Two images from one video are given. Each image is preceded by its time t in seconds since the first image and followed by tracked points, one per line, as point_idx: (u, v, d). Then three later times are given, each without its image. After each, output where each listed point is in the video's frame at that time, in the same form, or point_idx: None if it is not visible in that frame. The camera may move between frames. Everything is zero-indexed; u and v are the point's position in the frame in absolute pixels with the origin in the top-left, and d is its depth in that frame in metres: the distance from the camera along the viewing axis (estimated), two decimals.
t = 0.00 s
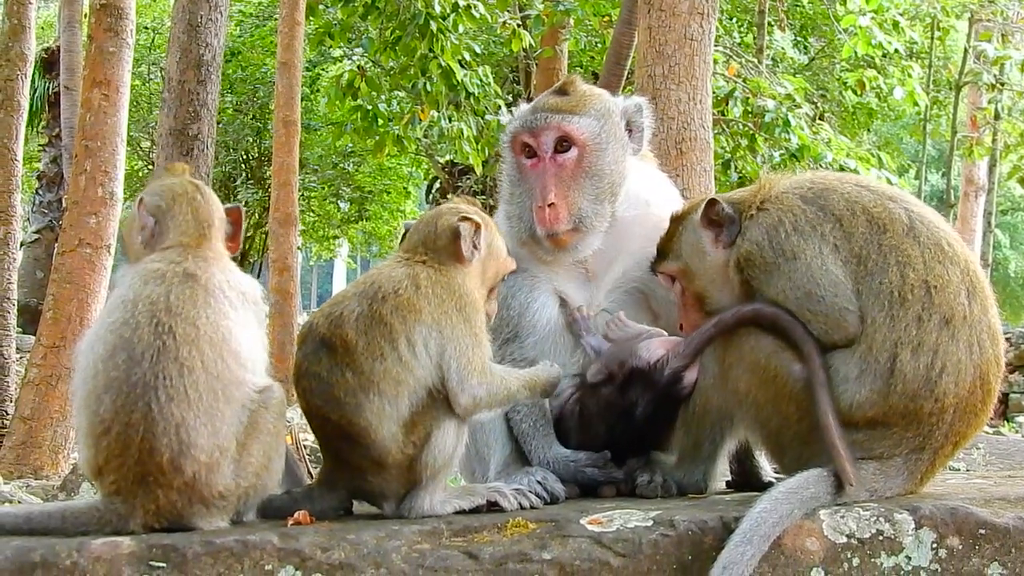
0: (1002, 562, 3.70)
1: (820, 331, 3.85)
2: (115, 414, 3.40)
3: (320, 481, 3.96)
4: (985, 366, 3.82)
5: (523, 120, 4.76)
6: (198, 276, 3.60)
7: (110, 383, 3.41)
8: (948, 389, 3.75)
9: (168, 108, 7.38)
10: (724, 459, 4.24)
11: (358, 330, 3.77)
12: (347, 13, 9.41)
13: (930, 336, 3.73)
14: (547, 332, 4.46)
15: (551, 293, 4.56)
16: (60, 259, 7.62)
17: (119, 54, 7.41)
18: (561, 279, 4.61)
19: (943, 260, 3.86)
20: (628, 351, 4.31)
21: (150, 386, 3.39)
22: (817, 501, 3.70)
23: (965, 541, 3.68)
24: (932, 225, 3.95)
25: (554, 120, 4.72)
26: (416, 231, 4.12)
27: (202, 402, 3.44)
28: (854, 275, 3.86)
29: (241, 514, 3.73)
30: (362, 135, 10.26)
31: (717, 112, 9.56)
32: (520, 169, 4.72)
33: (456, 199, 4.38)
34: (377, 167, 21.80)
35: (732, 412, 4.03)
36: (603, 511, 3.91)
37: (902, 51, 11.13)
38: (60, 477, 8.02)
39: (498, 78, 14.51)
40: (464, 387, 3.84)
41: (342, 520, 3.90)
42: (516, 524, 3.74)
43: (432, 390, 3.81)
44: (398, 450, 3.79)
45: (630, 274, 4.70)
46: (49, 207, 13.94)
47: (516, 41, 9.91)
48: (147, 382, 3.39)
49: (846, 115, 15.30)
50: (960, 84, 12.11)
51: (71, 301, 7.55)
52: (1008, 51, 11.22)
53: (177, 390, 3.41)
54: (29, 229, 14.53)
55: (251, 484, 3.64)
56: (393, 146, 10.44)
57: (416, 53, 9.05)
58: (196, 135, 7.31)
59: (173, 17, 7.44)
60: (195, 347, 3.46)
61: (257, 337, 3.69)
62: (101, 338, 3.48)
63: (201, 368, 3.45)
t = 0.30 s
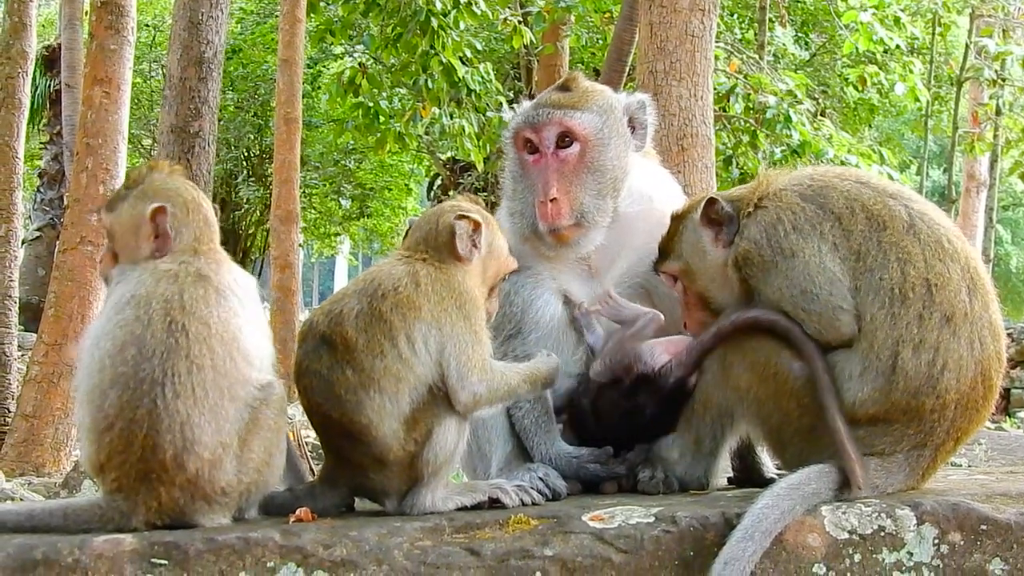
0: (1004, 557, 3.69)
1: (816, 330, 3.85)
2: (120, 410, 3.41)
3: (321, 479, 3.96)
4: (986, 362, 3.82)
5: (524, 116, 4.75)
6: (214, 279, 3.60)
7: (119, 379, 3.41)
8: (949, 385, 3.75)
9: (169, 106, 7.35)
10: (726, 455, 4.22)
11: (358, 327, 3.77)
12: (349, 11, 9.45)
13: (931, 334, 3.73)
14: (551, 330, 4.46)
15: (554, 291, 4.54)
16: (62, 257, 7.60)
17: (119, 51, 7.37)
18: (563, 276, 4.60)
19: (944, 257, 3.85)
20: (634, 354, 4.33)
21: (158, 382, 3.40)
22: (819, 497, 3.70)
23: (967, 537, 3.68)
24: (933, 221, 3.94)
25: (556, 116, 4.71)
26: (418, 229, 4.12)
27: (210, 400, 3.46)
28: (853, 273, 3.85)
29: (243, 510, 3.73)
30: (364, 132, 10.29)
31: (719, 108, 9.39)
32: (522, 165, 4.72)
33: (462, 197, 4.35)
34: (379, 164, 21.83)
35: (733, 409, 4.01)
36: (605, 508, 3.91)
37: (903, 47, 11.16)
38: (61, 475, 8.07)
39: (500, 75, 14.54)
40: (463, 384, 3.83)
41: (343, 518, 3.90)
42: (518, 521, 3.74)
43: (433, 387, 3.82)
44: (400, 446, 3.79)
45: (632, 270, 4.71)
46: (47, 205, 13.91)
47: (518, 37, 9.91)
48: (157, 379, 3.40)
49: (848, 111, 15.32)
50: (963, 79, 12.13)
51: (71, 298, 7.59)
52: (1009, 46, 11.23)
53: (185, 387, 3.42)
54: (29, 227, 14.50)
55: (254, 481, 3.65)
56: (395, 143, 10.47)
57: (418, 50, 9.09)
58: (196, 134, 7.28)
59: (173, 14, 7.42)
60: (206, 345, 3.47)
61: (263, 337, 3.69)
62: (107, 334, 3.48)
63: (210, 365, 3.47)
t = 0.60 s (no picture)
0: None
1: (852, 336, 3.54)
2: (90, 423, 3.04)
3: (314, 496, 3.60)
4: None
5: (531, 95, 4.43)
6: (179, 276, 3.25)
7: (86, 389, 3.05)
8: (1001, 393, 3.44)
9: (142, 88, 6.79)
10: (757, 470, 3.94)
11: (351, 331, 3.42)
12: None
13: (982, 336, 3.41)
14: (563, 330, 4.14)
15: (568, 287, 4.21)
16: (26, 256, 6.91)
17: (90, 28, 6.82)
18: (576, 271, 4.25)
19: (995, 251, 3.52)
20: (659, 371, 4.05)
21: (130, 392, 3.04)
22: (858, 514, 3.36)
23: (1021, 556, 3.34)
24: (983, 211, 3.60)
25: (565, 95, 4.39)
26: (426, 220, 3.76)
27: (189, 409, 3.10)
28: (894, 269, 3.52)
29: (226, 531, 3.37)
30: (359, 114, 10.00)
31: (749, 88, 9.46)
32: (530, 149, 4.39)
33: (462, 187, 4.03)
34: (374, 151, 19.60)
35: (765, 420, 3.75)
36: (624, 527, 3.55)
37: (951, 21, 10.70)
38: (27, 494, 7.33)
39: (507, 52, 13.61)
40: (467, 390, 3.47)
41: (338, 539, 3.54)
42: (529, 542, 3.38)
43: (438, 395, 3.48)
44: (398, 460, 3.45)
45: (650, 264, 4.31)
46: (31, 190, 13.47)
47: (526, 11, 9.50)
48: (128, 389, 3.04)
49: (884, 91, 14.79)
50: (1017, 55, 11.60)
51: (36, 300, 6.87)
52: None
53: (160, 397, 3.06)
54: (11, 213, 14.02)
55: (242, 498, 3.30)
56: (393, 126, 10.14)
57: (417, 24, 8.75)
58: (175, 116, 6.76)
59: None
60: (180, 350, 3.12)
61: (244, 341, 3.34)
62: (71, 341, 3.11)
63: (186, 371, 3.12)
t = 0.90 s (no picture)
0: None
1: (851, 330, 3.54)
2: (83, 422, 3.05)
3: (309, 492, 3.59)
4: None
5: (519, 91, 4.45)
6: (156, 269, 3.21)
7: (76, 390, 3.06)
8: (997, 388, 3.44)
9: (136, 85, 6.79)
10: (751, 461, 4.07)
11: (349, 327, 3.42)
12: None
13: (978, 332, 3.41)
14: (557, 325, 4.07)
15: (559, 283, 4.16)
16: (21, 253, 6.92)
17: (83, 25, 6.78)
18: (568, 266, 4.24)
19: (994, 245, 3.51)
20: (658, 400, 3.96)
21: (116, 389, 3.04)
22: (854, 508, 3.36)
23: (1018, 550, 3.34)
24: (986, 204, 3.60)
25: (552, 90, 4.42)
26: (424, 218, 3.75)
27: (176, 402, 3.09)
28: (893, 263, 3.53)
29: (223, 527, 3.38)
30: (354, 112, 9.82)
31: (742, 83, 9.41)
32: (519, 145, 4.41)
33: (466, 185, 4.02)
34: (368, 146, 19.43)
35: (762, 412, 3.77)
36: (619, 522, 3.55)
37: (943, 15, 10.73)
38: (24, 492, 7.19)
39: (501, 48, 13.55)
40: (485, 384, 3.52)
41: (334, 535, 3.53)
42: (525, 537, 3.37)
43: (434, 391, 3.46)
44: (393, 457, 3.44)
45: (647, 264, 4.32)
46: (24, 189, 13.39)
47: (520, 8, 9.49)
48: (114, 388, 3.04)
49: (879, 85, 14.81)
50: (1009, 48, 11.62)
51: (30, 297, 6.86)
52: None
53: (146, 392, 3.06)
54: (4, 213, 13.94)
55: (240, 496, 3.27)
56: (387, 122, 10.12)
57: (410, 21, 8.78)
58: (168, 113, 6.76)
59: None
60: (157, 343, 3.10)
61: (232, 331, 3.32)
62: (58, 343, 3.13)
63: (167, 362, 3.10)
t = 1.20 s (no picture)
0: None
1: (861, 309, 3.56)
2: (72, 414, 3.05)
3: (305, 488, 3.59)
4: None
5: (511, 87, 4.45)
6: (144, 263, 3.20)
7: (65, 384, 3.07)
8: (1000, 392, 3.44)
9: (130, 81, 6.77)
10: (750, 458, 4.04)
11: (355, 323, 3.41)
12: None
13: (987, 334, 3.42)
14: (553, 323, 4.10)
15: (556, 279, 4.20)
16: (16, 247, 6.87)
17: (77, 20, 6.78)
18: (565, 262, 4.25)
19: (1011, 251, 3.51)
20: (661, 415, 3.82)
21: (99, 381, 3.03)
22: (850, 504, 3.35)
23: (1013, 546, 3.35)
24: (1008, 213, 3.58)
25: (543, 86, 4.41)
26: (427, 215, 3.75)
27: (156, 392, 3.05)
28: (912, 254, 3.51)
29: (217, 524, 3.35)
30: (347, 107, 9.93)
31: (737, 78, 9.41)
32: (511, 140, 4.40)
33: (468, 185, 4.00)
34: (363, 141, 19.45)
35: (759, 409, 3.86)
36: (615, 519, 3.54)
37: (937, 9, 10.73)
38: (15, 487, 7.29)
39: (495, 42, 13.57)
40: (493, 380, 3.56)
41: (329, 530, 3.52)
42: (519, 534, 3.35)
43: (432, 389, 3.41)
44: (391, 453, 3.42)
45: (643, 258, 4.32)
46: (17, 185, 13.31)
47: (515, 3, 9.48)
48: (95, 379, 3.03)
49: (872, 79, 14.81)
50: (1003, 42, 11.62)
51: (26, 292, 6.85)
52: None
53: (126, 382, 3.03)
54: None
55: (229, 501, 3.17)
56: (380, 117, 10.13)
57: (405, 15, 8.78)
58: (163, 108, 6.75)
59: None
60: (136, 332, 3.07)
61: (230, 316, 3.26)
62: (58, 340, 3.18)
63: (145, 350, 3.07)
